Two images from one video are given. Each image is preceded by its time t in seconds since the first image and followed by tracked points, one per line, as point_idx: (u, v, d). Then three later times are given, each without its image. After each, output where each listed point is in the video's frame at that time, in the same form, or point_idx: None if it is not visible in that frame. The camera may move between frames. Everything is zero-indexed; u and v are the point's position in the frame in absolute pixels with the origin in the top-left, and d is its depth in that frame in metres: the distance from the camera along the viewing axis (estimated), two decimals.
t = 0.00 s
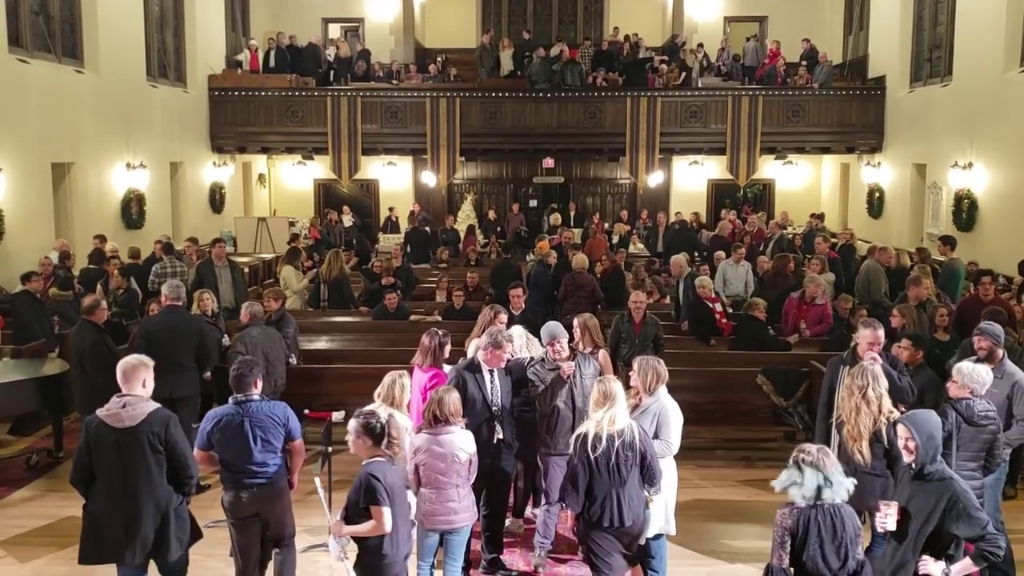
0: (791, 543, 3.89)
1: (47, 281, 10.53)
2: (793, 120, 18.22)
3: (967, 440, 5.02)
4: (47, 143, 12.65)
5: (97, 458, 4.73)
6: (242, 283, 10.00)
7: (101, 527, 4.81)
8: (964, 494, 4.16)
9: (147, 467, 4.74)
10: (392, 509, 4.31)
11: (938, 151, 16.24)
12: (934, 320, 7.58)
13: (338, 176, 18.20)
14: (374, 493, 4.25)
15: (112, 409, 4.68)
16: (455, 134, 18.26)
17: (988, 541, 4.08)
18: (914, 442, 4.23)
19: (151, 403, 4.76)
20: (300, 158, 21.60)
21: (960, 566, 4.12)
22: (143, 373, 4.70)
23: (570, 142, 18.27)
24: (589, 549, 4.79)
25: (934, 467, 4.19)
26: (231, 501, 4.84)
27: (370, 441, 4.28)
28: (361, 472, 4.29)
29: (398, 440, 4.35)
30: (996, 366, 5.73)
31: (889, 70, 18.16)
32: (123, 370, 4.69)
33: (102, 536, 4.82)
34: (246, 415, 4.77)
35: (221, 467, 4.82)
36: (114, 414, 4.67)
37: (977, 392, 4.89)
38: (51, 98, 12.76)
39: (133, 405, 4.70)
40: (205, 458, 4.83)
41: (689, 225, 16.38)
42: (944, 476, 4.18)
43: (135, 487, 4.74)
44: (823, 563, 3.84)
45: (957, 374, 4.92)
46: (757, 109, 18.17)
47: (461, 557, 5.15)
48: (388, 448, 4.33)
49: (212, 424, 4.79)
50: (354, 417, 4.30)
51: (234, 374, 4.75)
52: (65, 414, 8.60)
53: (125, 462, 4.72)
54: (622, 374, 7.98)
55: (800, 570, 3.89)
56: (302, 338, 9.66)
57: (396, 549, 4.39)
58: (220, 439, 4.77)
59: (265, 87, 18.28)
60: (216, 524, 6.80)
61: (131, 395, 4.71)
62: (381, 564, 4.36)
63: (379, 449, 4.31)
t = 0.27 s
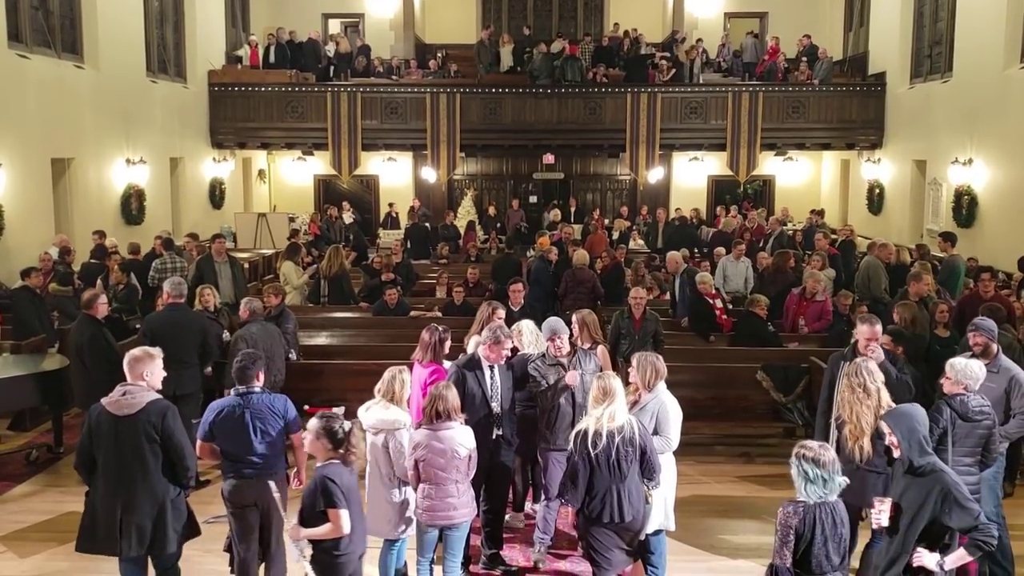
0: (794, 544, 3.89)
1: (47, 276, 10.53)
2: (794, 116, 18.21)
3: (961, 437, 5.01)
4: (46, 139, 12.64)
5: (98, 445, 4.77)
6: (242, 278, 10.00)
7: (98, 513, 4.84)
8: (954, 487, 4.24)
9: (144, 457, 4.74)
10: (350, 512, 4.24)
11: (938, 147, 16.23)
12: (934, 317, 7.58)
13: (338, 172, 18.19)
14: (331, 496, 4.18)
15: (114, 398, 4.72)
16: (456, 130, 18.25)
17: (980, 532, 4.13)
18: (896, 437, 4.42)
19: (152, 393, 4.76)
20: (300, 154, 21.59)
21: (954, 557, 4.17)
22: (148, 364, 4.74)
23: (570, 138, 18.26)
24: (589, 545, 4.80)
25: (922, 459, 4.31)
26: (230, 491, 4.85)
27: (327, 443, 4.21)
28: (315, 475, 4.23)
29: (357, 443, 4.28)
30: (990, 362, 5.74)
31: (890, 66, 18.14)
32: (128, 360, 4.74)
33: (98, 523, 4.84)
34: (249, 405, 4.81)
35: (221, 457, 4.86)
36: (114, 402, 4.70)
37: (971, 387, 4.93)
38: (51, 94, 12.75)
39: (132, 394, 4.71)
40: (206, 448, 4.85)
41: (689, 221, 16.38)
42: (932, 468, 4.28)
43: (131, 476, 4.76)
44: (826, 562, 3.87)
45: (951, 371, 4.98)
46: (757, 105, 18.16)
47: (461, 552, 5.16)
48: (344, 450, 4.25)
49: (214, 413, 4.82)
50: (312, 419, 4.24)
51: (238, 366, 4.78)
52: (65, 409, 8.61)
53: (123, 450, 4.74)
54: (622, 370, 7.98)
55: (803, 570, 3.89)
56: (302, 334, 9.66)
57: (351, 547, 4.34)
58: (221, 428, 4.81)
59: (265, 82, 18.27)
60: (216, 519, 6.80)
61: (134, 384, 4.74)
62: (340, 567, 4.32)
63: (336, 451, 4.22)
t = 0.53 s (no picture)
0: (791, 541, 3.88)
1: (47, 272, 10.52)
2: (794, 113, 18.19)
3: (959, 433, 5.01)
4: (46, 135, 12.63)
5: (112, 434, 4.80)
6: (242, 275, 9.99)
7: (109, 501, 4.85)
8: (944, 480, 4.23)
9: (158, 446, 4.79)
10: (305, 507, 4.23)
11: (939, 144, 16.21)
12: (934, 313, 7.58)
13: (339, 168, 18.18)
14: (287, 491, 4.17)
15: (129, 389, 4.77)
16: (456, 126, 18.24)
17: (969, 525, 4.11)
18: (884, 435, 4.49)
19: (166, 384, 4.84)
20: (300, 150, 21.57)
21: (946, 549, 4.15)
22: (162, 356, 4.83)
23: (570, 134, 18.24)
24: (587, 540, 4.80)
25: (911, 453, 4.32)
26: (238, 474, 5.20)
27: (286, 438, 4.19)
28: (271, 468, 4.21)
29: (314, 440, 4.27)
30: (990, 358, 5.75)
31: (890, 63, 18.13)
32: (143, 353, 4.81)
33: (110, 513, 4.84)
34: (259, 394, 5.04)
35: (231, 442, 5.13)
36: (130, 393, 4.75)
37: (967, 384, 4.90)
38: (51, 89, 12.75)
39: (147, 385, 4.78)
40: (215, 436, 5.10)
41: (689, 218, 16.38)
42: (922, 461, 4.28)
43: (145, 464, 4.80)
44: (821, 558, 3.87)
45: (945, 368, 4.92)
46: (757, 102, 18.14)
47: (460, 549, 5.17)
48: (303, 446, 4.24)
49: (225, 402, 5.05)
50: (272, 413, 4.22)
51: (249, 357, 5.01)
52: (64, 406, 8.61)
53: (137, 439, 4.78)
54: (621, 366, 7.98)
55: (800, 566, 3.88)
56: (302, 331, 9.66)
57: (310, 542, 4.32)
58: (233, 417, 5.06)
59: (266, 78, 18.25)
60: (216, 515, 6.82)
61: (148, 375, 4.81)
62: (296, 562, 4.30)
63: (293, 446, 4.22)
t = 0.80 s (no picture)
0: (782, 539, 3.89)
1: (47, 270, 10.52)
2: (794, 110, 18.18)
3: (960, 430, 5.02)
4: (46, 132, 12.62)
5: (124, 421, 4.93)
6: (242, 272, 10.00)
7: (122, 489, 4.95)
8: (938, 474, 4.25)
9: (171, 432, 4.92)
10: (258, 511, 4.19)
11: (939, 141, 16.21)
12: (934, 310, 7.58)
13: (338, 165, 18.18)
14: (240, 493, 4.14)
15: (142, 377, 4.93)
16: (456, 123, 18.23)
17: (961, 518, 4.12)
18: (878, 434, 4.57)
19: (178, 373, 4.99)
20: (300, 148, 21.58)
21: (939, 546, 4.16)
22: (172, 347, 4.92)
23: (570, 132, 18.24)
24: (586, 537, 4.81)
25: (905, 451, 4.37)
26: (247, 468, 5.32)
27: (239, 441, 4.20)
28: (225, 471, 4.19)
29: (267, 444, 4.27)
30: (991, 355, 5.75)
31: (890, 60, 18.13)
32: (154, 343, 4.92)
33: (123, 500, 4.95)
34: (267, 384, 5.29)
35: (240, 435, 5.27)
36: (144, 381, 4.90)
37: (967, 382, 4.92)
38: (51, 86, 12.75)
39: (161, 374, 4.94)
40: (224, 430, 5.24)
41: (689, 215, 16.37)
42: (916, 457, 4.32)
43: (157, 449, 4.92)
44: (812, 558, 3.87)
45: (945, 366, 4.94)
46: (758, 99, 18.13)
47: (460, 546, 5.17)
48: (258, 450, 4.25)
49: (234, 396, 5.21)
50: (226, 416, 4.23)
51: (255, 349, 5.24)
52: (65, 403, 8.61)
53: (149, 424, 4.90)
54: (621, 364, 7.99)
55: (792, 566, 3.89)
56: (302, 328, 9.66)
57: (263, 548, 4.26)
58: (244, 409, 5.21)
59: (266, 76, 18.24)
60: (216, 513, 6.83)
61: (160, 364, 4.95)
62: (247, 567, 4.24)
63: (248, 449, 4.22)
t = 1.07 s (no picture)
0: (775, 536, 3.91)
1: (48, 270, 10.53)
2: (795, 110, 18.17)
3: (964, 430, 5.01)
4: (46, 132, 12.63)
5: (126, 418, 5.07)
6: (243, 272, 9.99)
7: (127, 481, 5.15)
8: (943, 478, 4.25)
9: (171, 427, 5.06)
10: (209, 507, 4.23)
11: (939, 141, 16.20)
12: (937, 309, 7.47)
13: (338, 165, 18.18)
14: (191, 490, 4.16)
15: (143, 373, 5.01)
16: (456, 123, 18.23)
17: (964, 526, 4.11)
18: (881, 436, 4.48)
19: (178, 370, 5.08)
20: (300, 148, 21.58)
21: (939, 551, 4.15)
22: (172, 343, 5.00)
23: (570, 131, 18.23)
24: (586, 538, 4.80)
25: (908, 453, 4.32)
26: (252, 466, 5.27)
27: (188, 437, 4.20)
28: (173, 468, 4.20)
29: (217, 439, 4.29)
30: (993, 355, 5.79)
31: (891, 59, 18.13)
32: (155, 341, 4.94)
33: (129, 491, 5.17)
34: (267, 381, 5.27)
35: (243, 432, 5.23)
36: (144, 377, 5.00)
37: (970, 380, 4.93)
38: (52, 86, 12.76)
39: (161, 370, 5.02)
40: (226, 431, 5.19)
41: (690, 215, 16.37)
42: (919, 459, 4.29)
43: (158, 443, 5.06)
44: (805, 555, 3.88)
45: (948, 363, 4.97)
46: (758, 99, 18.12)
47: (460, 545, 5.17)
48: (206, 446, 4.25)
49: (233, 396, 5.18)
50: (174, 413, 4.22)
51: (250, 348, 5.20)
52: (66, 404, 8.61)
53: (150, 420, 5.04)
54: (621, 364, 7.99)
55: (787, 565, 3.90)
56: (302, 328, 9.66)
57: (210, 543, 4.31)
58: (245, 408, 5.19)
59: (266, 76, 18.25)
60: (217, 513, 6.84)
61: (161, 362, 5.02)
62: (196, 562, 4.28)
63: (196, 446, 4.22)
